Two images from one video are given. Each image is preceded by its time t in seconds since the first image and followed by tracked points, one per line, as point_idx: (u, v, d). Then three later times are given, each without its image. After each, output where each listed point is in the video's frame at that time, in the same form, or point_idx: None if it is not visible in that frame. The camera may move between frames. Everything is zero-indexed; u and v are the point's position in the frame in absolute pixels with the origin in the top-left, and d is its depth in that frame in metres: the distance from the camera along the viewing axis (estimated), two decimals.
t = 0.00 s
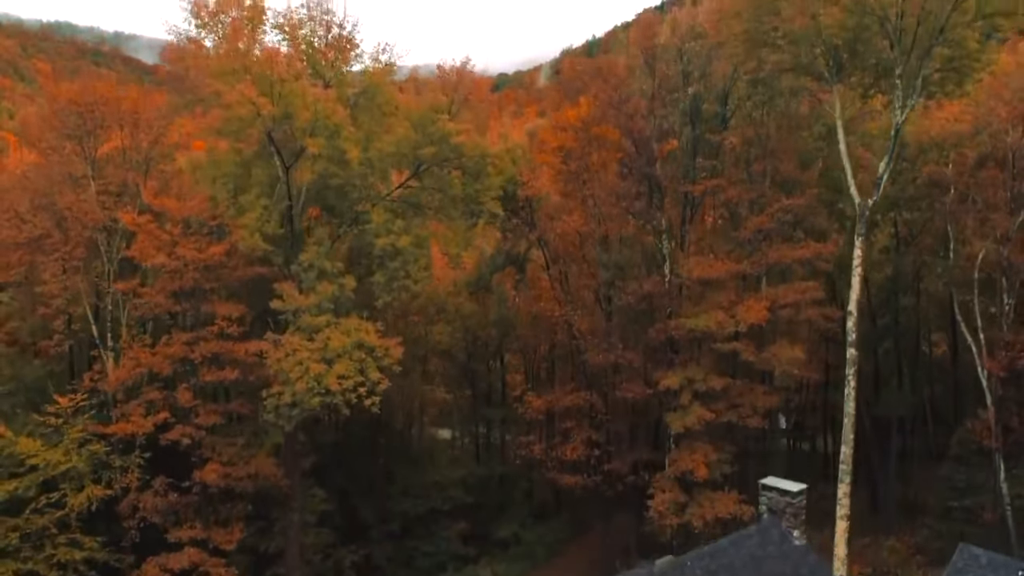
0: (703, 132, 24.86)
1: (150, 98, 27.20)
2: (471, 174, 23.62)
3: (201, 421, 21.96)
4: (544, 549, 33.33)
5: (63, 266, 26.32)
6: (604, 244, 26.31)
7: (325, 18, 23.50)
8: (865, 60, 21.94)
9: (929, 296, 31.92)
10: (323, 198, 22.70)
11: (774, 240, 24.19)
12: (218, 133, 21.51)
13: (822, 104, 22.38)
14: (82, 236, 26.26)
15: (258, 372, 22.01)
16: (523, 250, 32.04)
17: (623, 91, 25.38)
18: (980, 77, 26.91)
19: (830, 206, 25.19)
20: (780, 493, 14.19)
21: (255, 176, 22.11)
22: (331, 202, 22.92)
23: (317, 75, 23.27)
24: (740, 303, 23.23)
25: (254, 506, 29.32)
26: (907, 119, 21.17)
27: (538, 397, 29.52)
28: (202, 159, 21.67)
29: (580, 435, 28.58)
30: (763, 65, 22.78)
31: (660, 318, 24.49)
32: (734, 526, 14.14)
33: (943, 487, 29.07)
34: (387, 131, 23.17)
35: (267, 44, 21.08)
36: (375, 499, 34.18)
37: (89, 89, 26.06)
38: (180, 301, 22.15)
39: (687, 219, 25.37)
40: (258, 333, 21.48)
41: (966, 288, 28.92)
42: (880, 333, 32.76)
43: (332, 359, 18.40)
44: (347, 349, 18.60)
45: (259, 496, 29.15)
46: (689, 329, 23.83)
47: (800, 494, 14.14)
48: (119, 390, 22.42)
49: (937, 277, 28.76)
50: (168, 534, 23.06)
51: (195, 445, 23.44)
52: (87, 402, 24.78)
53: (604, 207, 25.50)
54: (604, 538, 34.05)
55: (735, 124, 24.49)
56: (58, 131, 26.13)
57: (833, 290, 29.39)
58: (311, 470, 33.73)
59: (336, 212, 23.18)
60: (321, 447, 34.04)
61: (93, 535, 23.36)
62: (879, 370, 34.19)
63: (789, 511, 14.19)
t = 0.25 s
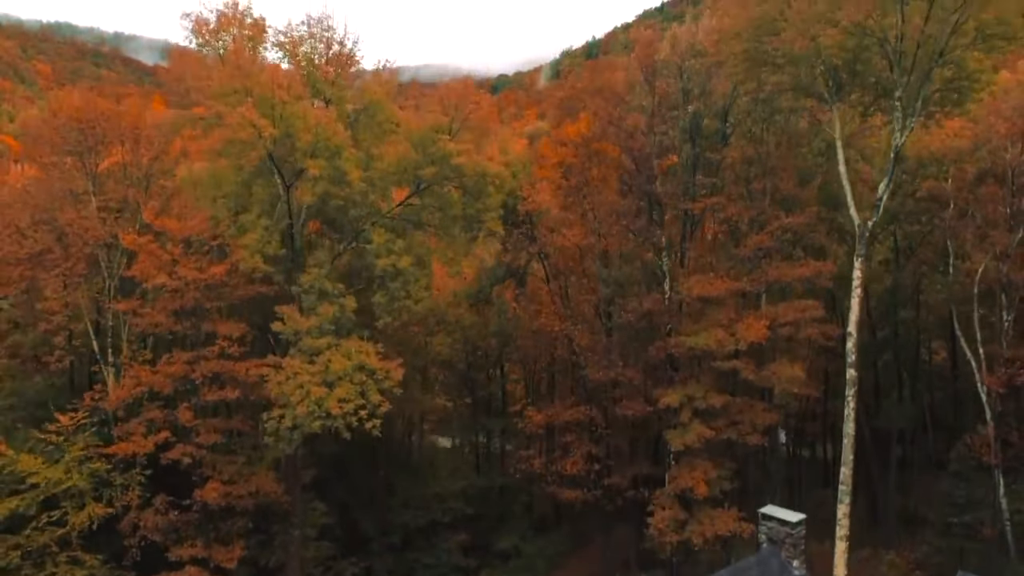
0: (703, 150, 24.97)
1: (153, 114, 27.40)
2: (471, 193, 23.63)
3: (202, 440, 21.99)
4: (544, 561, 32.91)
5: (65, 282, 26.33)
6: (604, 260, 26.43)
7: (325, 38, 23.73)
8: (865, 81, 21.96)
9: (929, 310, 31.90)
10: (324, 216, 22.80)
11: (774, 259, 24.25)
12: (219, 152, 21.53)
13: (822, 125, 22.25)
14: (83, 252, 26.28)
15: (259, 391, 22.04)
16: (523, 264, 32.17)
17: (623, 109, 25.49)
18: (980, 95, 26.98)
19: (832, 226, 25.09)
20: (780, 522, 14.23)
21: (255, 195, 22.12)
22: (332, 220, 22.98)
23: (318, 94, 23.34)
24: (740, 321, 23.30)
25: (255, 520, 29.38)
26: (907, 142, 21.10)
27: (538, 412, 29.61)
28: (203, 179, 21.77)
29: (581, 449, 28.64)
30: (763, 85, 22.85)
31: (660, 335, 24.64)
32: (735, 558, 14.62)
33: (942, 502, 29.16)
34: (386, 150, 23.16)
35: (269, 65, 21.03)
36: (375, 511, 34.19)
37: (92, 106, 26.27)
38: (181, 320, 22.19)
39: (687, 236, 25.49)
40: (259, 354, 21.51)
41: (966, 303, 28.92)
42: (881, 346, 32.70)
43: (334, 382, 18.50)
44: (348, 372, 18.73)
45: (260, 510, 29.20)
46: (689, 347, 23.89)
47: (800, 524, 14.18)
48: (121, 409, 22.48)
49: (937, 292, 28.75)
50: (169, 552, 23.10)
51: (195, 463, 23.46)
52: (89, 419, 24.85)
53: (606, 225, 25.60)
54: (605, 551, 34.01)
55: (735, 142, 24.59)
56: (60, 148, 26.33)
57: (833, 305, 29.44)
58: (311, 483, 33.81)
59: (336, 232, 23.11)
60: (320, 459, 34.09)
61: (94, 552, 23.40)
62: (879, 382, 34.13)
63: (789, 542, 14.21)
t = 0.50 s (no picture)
0: (702, 167, 25.08)
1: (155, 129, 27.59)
2: (471, 212, 23.55)
3: (202, 459, 22.02)
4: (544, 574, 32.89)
5: (66, 298, 26.35)
6: (604, 276, 26.48)
7: (327, 56, 23.71)
8: (863, 101, 22.08)
9: (929, 323, 31.86)
10: (324, 235, 22.85)
11: (774, 276, 24.28)
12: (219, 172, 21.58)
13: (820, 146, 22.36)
14: (85, 269, 26.35)
15: (259, 409, 22.08)
16: (523, 276, 32.23)
17: (623, 126, 25.55)
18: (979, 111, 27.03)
19: (835, 243, 25.03)
20: (778, 552, 14.20)
21: (255, 214, 22.16)
22: (333, 238, 23.06)
23: (319, 113, 23.52)
24: (739, 339, 23.37)
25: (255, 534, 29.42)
26: (906, 163, 21.17)
27: (538, 425, 29.65)
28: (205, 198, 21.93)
29: (581, 463, 28.66)
30: (761, 105, 22.94)
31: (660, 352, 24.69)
32: None
33: (941, 517, 28.77)
34: (387, 169, 23.46)
35: (268, 85, 21.03)
36: (375, 523, 34.24)
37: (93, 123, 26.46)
38: (182, 339, 22.25)
39: (687, 253, 25.57)
40: (259, 373, 21.57)
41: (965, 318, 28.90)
42: (880, 359, 32.79)
43: (335, 405, 18.59)
44: (349, 395, 18.81)
45: (260, 524, 29.25)
46: (689, 364, 23.93)
47: (799, 554, 14.15)
48: (122, 427, 22.54)
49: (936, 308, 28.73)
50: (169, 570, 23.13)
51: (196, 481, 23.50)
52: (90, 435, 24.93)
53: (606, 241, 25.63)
54: (604, 564, 33.33)
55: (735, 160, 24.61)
56: (62, 164, 26.54)
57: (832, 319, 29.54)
58: (311, 494, 33.90)
59: (337, 251, 23.29)
60: (320, 472, 34.68)
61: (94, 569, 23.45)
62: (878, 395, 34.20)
63: (788, 571, 14.16)
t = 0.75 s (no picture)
0: (702, 185, 25.15)
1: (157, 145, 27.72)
2: (471, 231, 23.56)
3: (203, 477, 22.07)
4: None
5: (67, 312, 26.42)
6: (604, 292, 26.56)
7: (327, 75, 23.75)
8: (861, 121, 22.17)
9: (929, 336, 31.77)
10: (325, 254, 22.91)
11: (773, 294, 24.36)
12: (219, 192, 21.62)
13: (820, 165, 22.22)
14: (86, 284, 26.43)
15: (259, 428, 22.13)
16: (524, 290, 32.33)
17: (623, 143, 25.63)
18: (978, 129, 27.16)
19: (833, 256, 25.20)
20: None
21: (257, 234, 22.32)
22: (334, 257, 23.13)
23: (320, 132, 23.61)
24: (739, 358, 23.47)
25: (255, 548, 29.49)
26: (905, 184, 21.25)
27: (538, 440, 29.71)
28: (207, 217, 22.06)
29: (580, 478, 28.73)
30: (761, 124, 23.04)
31: (660, 369, 24.73)
32: None
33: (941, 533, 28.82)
34: (387, 188, 23.61)
35: (269, 106, 21.09)
36: (375, 534, 34.30)
37: (94, 139, 26.63)
38: (182, 357, 22.31)
39: (687, 270, 25.65)
40: (259, 392, 21.62)
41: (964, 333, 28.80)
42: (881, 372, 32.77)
43: (336, 428, 18.63)
44: (349, 417, 18.84)
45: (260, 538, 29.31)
46: (689, 382, 23.97)
47: None
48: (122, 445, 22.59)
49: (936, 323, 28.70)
50: None
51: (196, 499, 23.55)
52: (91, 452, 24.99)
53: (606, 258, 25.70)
54: None
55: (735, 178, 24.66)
56: (63, 180, 26.67)
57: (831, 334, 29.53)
58: (311, 506, 33.97)
59: (338, 269, 23.32)
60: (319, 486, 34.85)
61: None
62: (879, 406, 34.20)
63: None
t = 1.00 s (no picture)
0: (702, 204, 25.27)
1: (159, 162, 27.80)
2: (472, 251, 23.61)
3: (203, 497, 22.12)
4: None
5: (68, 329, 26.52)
6: (605, 309, 26.66)
7: (329, 95, 23.85)
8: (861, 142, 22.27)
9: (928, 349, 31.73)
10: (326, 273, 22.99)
11: (773, 313, 24.46)
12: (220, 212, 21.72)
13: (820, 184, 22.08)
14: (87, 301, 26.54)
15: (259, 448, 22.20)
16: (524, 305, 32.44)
17: (624, 162, 25.74)
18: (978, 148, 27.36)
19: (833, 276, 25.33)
20: None
21: (257, 255, 22.39)
22: (335, 276, 23.19)
23: (322, 152, 23.72)
24: (739, 377, 23.54)
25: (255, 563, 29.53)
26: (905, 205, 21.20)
27: (538, 455, 29.75)
28: (208, 238, 22.17)
29: (580, 493, 28.78)
30: (761, 145, 23.13)
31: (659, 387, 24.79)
32: None
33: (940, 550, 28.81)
34: (388, 208, 23.70)
35: (270, 129, 21.23)
36: (375, 547, 34.33)
37: (94, 156, 26.66)
38: (183, 377, 22.37)
39: (688, 288, 25.75)
40: (260, 412, 21.69)
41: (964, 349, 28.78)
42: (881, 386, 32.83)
43: (337, 452, 18.75)
44: (350, 441, 18.92)
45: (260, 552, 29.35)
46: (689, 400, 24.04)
47: None
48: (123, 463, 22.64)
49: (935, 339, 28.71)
50: None
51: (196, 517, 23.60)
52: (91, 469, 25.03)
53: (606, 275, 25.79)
54: None
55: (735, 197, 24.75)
56: (63, 196, 26.71)
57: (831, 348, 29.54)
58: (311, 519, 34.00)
59: (338, 289, 23.37)
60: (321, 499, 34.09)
61: None
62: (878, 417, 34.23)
63: None
